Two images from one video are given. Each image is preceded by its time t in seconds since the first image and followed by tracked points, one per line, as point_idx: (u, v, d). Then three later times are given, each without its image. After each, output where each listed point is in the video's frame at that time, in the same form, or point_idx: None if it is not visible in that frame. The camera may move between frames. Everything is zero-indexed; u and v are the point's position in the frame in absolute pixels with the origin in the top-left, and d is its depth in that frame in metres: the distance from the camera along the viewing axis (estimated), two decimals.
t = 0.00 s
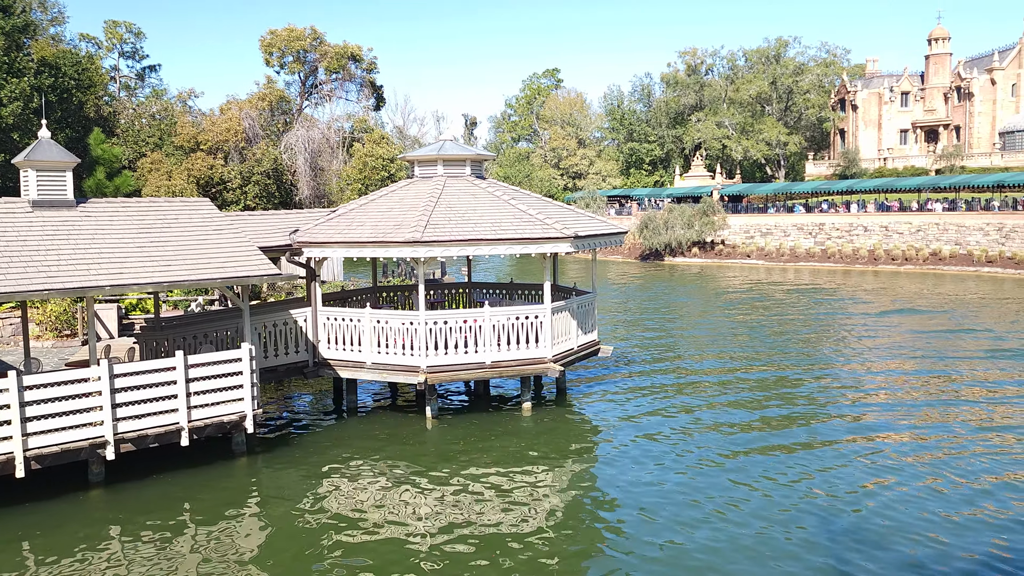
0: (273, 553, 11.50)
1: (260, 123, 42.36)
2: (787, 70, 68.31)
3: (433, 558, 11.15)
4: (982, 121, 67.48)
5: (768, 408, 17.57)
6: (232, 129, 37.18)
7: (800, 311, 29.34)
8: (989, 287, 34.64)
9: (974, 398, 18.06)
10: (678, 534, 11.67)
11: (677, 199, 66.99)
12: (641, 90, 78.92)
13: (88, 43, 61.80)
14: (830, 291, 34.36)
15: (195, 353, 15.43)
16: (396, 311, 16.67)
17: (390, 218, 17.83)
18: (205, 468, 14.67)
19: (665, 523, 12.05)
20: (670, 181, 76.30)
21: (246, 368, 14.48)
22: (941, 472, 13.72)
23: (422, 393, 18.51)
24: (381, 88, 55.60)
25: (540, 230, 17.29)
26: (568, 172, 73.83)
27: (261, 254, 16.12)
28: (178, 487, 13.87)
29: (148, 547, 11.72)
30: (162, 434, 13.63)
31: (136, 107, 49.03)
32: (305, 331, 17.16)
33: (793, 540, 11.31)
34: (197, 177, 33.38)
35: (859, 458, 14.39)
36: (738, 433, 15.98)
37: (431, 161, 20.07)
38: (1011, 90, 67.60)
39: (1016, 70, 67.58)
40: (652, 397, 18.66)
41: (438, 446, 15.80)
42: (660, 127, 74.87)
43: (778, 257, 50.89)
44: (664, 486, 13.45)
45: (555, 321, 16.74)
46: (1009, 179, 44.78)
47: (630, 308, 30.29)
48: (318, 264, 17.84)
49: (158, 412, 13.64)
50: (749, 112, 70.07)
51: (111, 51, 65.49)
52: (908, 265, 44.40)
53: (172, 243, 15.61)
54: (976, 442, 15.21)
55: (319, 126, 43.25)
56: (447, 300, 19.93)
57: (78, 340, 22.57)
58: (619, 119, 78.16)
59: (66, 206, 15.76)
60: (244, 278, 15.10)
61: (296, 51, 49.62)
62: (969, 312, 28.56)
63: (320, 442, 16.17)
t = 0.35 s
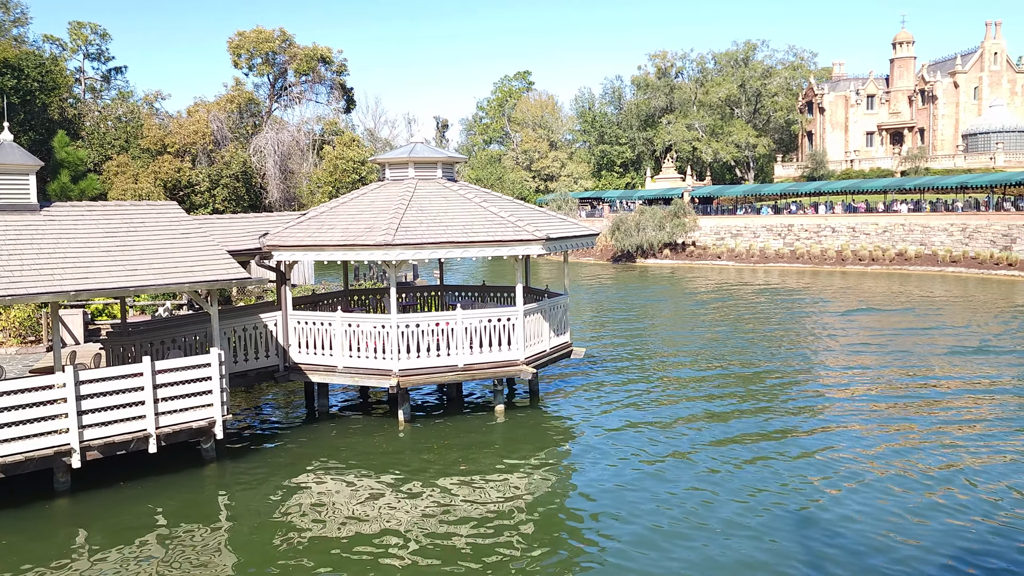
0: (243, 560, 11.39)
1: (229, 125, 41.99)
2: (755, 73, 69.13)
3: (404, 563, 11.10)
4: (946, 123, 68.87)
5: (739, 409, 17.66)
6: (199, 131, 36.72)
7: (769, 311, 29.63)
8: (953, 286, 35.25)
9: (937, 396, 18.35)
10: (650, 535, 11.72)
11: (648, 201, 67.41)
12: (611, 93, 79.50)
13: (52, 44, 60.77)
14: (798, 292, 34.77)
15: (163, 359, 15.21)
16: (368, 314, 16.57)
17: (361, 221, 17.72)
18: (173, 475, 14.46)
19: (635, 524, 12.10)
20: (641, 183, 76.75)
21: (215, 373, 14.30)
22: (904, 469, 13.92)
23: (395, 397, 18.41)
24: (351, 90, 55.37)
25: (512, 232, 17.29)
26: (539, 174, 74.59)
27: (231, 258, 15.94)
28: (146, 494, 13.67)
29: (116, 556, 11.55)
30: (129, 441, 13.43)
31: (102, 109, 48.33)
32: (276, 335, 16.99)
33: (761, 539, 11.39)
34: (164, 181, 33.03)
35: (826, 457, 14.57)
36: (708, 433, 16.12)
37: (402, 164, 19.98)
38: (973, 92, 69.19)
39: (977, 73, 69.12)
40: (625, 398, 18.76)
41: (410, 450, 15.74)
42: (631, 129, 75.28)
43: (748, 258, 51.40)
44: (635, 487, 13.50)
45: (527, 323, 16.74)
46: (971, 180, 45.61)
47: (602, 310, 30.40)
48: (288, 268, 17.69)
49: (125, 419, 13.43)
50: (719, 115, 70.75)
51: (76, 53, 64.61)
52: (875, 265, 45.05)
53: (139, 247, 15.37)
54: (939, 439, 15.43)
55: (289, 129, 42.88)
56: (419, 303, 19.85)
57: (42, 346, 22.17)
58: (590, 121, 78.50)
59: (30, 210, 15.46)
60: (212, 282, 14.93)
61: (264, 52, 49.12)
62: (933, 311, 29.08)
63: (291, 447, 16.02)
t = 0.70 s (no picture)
0: (216, 567, 11.29)
1: (200, 128, 41.56)
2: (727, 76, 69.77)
3: (380, 567, 11.06)
4: (913, 125, 70.02)
5: (716, 410, 17.76)
6: (170, 134, 36.33)
7: (742, 312, 29.88)
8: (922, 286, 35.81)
9: (906, 395, 18.58)
10: (627, 536, 11.78)
11: (623, 203, 67.70)
12: (586, 95, 79.75)
13: (18, 46, 59.81)
14: (770, 293, 35.12)
15: (133, 365, 15.00)
16: (342, 318, 16.47)
17: (335, 224, 17.62)
18: (144, 483, 14.26)
19: (610, 526, 12.12)
20: (615, 185, 77.10)
21: (187, 379, 14.12)
22: (875, 467, 14.08)
23: (370, 401, 18.31)
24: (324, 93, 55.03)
25: (487, 234, 17.29)
26: (514, 176, 74.67)
27: (203, 263, 15.76)
28: (117, 503, 13.47)
29: (86, 564, 11.40)
30: (99, 449, 13.23)
31: (70, 112, 47.61)
32: (249, 340, 16.82)
33: (735, 540, 11.45)
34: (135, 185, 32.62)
35: (799, 456, 14.70)
36: (684, 434, 16.21)
37: (376, 167, 19.90)
38: (940, 95, 70.36)
39: (944, 76, 70.33)
40: (601, 399, 18.83)
41: (386, 454, 15.67)
42: (605, 131, 75.63)
43: (722, 259, 51.81)
44: (610, 489, 13.52)
45: (502, 326, 16.74)
46: (938, 181, 46.37)
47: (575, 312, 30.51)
48: (261, 272, 17.54)
49: (95, 426, 13.23)
50: (692, 117, 71.33)
51: (43, 56, 63.59)
52: (846, 266, 45.62)
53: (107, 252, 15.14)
54: (908, 437, 15.64)
55: (261, 132, 42.50)
56: (394, 307, 19.77)
57: (8, 354, 21.78)
58: (565, 124, 78.73)
59: None
60: (183, 287, 14.77)
61: (235, 55, 48.68)
62: (901, 310, 29.56)
63: (265, 453, 15.86)
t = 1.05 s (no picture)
0: None
1: (175, 136, 41.24)
2: (704, 81, 70.32)
3: None
4: (887, 129, 70.90)
5: (696, 413, 17.85)
6: (145, 142, 36.06)
7: (719, 315, 30.08)
8: (896, 288, 36.23)
9: (882, 395, 18.75)
10: (607, 541, 11.79)
11: (602, 208, 67.95)
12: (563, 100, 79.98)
13: None
14: (747, 295, 35.42)
15: (108, 376, 14.82)
16: (320, 326, 16.38)
17: (313, 232, 17.53)
18: (120, 496, 14.10)
19: (590, 532, 12.13)
20: (594, 190, 77.42)
21: (163, 390, 13.96)
22: (852, 469, 14.18)
23: (349, 409, 18.21)
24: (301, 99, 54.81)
25: (465, 240, 17.27)
26: (493, 182, 74.46)
27: (179, 272, 15.61)
28: (91, 516, 13.31)
29: None
30: (74, 461, 13.06)
31: (42, 120, 47.06)
32: (226, 349, 16.67)
33: (714, 544, 11.47)
34: (109, 193, 32.31)
35: (778, 458, 14.78)
36: (666, 437, 16.28)
37: (353, 173, 19.83)
38: (913, 98, 71.11)
39: (916, 80, 71.09)
40: (583, 404, 18.88)
41: (366, 462, 15.59)
42: (583, 136, 75.94)
43: (700, 262, 52.14)
44: (591, 495, 13.51)
45: (482, 332, 16.72)
46: (911, 184, 46.90)
47: (554, 316, 30.61)
48: (238, 280, 17.40)
49: (69, 438, 13.05)
50: (669, 122, 71.79)
51: (15, 63, 62.82)
52: (822, 268, 46.10)
53: (81, 262, 14.96)
54: (885, 438, 15.80)
55: (238, 139, 42.26)
56: (373, 314, 19.70)
57: None
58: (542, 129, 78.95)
59: None
60: (159, 297, 14.62)
61: (211, 62, 48.37)
62: (875, 311, 29.90)
63: (243, 463, 15.73)
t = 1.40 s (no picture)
0: None
1: (153, 144, 40.90)
2: (683, 84, 70.72)
3: None
4: (864, 130, 71.63)
5: (678, 414, 17.92)
6: (122, 150, 35.76)
7: (700, 316, 30.24)
8: (876, 287, 36.57)
9: (863, 394, 18.94)
10: (593, 544, 11.77)
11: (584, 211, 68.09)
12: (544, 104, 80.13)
13: None
14: (728, 297, 35.59)
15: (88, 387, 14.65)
16: (301, 332, 16.29)
17: (293, 239, 17.44)
18: (102, 508, 13.93)
19: (576, 535, 12.12)
20: (575, 194, 77.57)
21: (144, 400, 13.81)
22: (835, 468, 14.26)
23: (333, 416, 18.09)
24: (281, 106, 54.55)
25: (447, 246, 17.24)
26: (475, 187, 74.57)
27: (158, 281, 15.46)
28: (71, 528, 13.14)
29: None
30: (54, 474, 12.89)
31: (17, 130, 46.51)
32: (207, 358, 16.52)
33: (702, 545, 11.49)
34: (87, 203, 31.98)
35: (761, 459, 14.83)
36: (648, 440, 16.32)
37: (334, 180, 19.75)
38: (889, 100, 71.70)
39: (893, 82, 71.78)
40: (566, 407, 18.89)
41: (350, 470, 15.50)
42: (565, 140, 76.12)
43: (683, 264, 52.39)
44: (576, 499, 13.51)
45: (465, 337, 16.68)
46: (890, 185, 47.32)
47: (535, 320, 30.63)
48: (218, 288, 17.27)
49: (48, 451, 12.88)
50: (649, 125, 72.08)
51: None
52: (803, 269, 46.44)
53: (58, 272, 14.79)
54: (867, 435, 15.94)
55: (217, 147, 41.99)
56: (355, 320, 19.61)
57: None
58: (523, 133, 79.08)
59: None
60: (138, 306, 14.49)
61: (189, 69, 48.05)
62: (853, 310, 30.21)
63: (226, 473, 15.60)
